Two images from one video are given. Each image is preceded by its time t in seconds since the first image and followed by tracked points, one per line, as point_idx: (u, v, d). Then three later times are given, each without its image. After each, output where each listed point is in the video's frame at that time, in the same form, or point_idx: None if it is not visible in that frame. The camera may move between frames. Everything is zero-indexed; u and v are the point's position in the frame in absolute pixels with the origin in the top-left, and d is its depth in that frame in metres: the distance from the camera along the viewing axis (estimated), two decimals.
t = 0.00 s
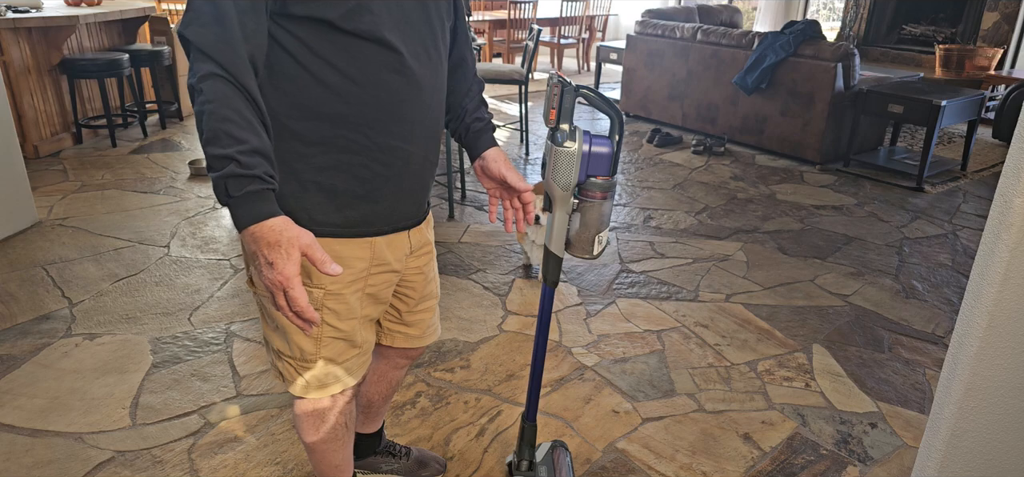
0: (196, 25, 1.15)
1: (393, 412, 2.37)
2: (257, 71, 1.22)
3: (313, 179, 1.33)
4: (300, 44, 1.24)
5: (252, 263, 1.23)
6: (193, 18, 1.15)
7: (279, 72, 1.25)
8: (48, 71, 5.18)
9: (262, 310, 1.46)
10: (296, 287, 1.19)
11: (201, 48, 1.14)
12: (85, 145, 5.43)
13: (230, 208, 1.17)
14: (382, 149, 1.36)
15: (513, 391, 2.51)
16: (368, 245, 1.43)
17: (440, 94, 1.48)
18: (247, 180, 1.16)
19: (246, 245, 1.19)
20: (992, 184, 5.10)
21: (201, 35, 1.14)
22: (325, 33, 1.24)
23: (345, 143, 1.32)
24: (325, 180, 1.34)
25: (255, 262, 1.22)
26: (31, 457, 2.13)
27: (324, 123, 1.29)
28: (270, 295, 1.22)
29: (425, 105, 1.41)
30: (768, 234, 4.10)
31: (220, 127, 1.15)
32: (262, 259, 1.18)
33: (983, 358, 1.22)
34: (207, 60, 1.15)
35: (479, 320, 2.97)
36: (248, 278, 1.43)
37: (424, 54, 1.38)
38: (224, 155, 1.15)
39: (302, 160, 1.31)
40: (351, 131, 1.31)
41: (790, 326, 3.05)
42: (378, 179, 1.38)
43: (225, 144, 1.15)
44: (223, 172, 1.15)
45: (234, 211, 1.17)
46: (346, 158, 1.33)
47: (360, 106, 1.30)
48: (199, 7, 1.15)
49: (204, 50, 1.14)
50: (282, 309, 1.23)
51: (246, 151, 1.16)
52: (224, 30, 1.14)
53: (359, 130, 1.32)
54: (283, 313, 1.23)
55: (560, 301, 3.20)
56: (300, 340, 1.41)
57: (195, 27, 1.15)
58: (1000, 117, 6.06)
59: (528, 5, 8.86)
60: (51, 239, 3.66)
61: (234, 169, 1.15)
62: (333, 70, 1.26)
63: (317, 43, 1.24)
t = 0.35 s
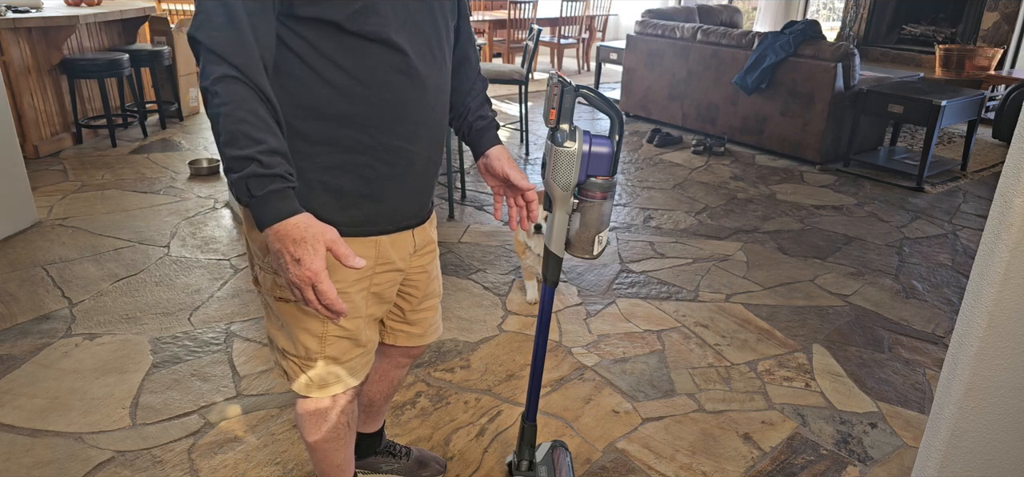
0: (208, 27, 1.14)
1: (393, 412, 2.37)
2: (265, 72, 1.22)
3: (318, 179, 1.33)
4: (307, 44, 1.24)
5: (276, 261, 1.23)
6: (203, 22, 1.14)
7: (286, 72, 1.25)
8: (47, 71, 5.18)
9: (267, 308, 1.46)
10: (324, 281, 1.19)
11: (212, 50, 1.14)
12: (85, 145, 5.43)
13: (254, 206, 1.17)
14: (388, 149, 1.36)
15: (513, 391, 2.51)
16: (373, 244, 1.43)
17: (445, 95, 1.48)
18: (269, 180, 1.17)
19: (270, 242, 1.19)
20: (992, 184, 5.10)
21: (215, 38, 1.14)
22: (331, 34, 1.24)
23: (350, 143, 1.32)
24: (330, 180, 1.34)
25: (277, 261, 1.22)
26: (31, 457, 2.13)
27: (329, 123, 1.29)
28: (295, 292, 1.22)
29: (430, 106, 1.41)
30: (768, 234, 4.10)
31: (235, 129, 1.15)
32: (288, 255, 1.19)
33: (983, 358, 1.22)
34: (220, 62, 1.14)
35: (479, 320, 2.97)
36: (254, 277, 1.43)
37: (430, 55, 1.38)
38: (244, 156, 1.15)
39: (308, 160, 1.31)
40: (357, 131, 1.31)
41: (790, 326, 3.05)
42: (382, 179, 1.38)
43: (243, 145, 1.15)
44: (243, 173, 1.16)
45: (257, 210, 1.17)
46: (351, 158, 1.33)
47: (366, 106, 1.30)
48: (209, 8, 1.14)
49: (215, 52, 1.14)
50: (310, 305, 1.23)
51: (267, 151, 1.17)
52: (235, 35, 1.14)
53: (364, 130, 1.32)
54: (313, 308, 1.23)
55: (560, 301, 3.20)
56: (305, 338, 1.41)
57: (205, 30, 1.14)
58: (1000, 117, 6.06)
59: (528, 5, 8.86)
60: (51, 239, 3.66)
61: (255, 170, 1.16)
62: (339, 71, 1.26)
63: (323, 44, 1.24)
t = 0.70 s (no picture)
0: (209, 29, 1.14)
1: (393, 412, 2.37)
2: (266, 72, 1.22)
3: (320, 179, 1.33)
4: (309, 44, 1.24)
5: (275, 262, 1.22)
6: (202, 22, 1.14)
7: (287, 72, 1.25)
8: (47, 71, 5.18)
9: (268, 308, 1.46)
10: (323, 281, 1.19)
11: (212, 50, 1.14)
12: (85, 145, 5.43)
13: (253, 204, 1.17)
14: (389, 149, 1.36)
15: (513, 391, 2.51)
16: (375, 244, 1.43)
17: (447, 94, 1.48)
18: (267, 179, 1.17)
19: (269, 242, 1.19)
20: (992, 184, 5.10)
21: (216, 38, 1.14)
22: (334, 34, 1.24)
23: (352, 142, 1.32)
24: (332, 179, 1.34)
25: (276, 261, 1.22)
26: (31, 457, 2.13)
27: (331, 123, 1.29)
28: (294, 292, 1.21)
29: (432, 106, 1.41)
30: (768, 234, 4.10)
31: (236, 128, 1.15)
32: (287, 255, 1.18)
33: (984, 358, 1.22)
34: (220, 61, 1.14)
35: (479, 320, 2.97)
36: (255, 276, 1.43)
37: (432, 54, 1.38)
38: (244, 155, 1.15)
39: (310, 160, 1.31)
40: (359, 131, 1.31)
41: (790, 326, 3.05)
42: (384, 178, 1.38)
43: (244, 145, 1.15)
44: (242, 172, 1.16)
45: (255, 209, 1.17)
46: (353, 158, 1.33)
47: (368, 106, 1.30)
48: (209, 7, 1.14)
49: (215, 52, 1.14)
50: (310, 304, 1.22)
51: (267, 150, 1.17)
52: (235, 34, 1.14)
53: (366, 129, 1.32)
54: (313, 307, 1.22)
55: (560, 301, 3.20)
56: (306, 338, 1.41)
57: (206, 30, 1.14)
58: (1000, 117, 6.06)
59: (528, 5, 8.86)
60: (50, 239, 3.66)
61: (254, 169, 1.15)
62: (341, 70, 1.26)
63: (325, 43, 1.24)
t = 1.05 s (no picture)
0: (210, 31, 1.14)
1: (393, 411, 2.37)
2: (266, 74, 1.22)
3: (320, 179, 1.33)
4: (309, 46, 1.24)
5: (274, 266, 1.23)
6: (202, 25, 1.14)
7: (288, 73, 1.25)
8: (47, 71, 5.18)
9: (268, 308, 1.46)
10: (320, 287, 1.20)
11: (211, 53, 1.14)
12: (85, 145, 5.44)
13: (253, 208, 1.17)
14: (390, 149, 1.36)
15: (513, 391, 2.51)
16: (375, 245, 1.43)
17: (447, 95, 1.48)
18: (266, 184, 1.17)
19: (268, 247, 1.20)
20: (992, 184, 5.10)
21: (217, 40, 1.14)
22: (334, 35, 1.24)
23: (352, 143, 1.32)
24: (332, 180, 1.34)
25: (275, 265, 1.23)
26: (31, 457, 2.13)
27: (332, 123, 1.29)
28: (292, 296, 1.23)
29: (432, 106, 1.41)
30: (768, 234, 4.10)
31: (237, 132, 1.15)
32: (284, 260, 1.19)
33: (983, 358, 1.22)
34: (220, 65, 1.14)
35: (479, 320, 2.97)
36: (255, 276, 1.43)
37: (432, 55, 1.38)
38: (243, 160, 1.15)
39: (311, 161, 1.32)
40: (359, 131, 1.31)
41: (790, 326, 3.05)
42: (385, 179, 1.38)
43: (243, 149, 1.15)
44: (242, 176, 1.16)
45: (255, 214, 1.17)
46: (354, 159, 1.33)
47: (369, 107, 1.30)
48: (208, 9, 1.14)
49: (215, 55, 1.14)
50: (308, 308, 1.24)
51: (265, 155, 1.16)
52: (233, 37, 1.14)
53: (367, 130, 1.32)
54: (311, 311, 1.23)
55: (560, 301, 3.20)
56: (305, 338, 1.41)
57: (205, 33, 1.14)
58: (1000, 117, 6.06)
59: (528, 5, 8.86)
60: (50, 239, 3.66)
61: (253, 175, 1.16)
62: (341, 72, 1.26)
63: (326, 45, 1.24)
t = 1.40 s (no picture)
0: (211, 33, 1.14)
1: (393, 412, 2.37)
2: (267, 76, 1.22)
3: (320, 180, 1.33)
4: (309, 47, 1.24)
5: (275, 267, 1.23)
6: (203, 27, 1.14)
7: (288, 74, 1.25)
8: (47, 71, 5.18)
9: (268, 309, 1.46)
10: (322, 288, 1.20)
11: (212, 55, 1.14)
12: (85, 145, 5.44)
13: (255, 211, 1.17)
14: (389, 150, 1.36)
15: (513, 391, 2.51)
16: (375, 246, 1.42)
17: (448, 96, 1.48)
18: (267, 186, 1.17)
19: (269, 248, 1.20)
20: (992, 184, 5.10)
21: (218, 42, 1.14)
22: (335, 37, 1.24)
23: (352, 144, 1.32)
24: (332, 181, 1.34)
25: (276, 267, 1.23)
26: (31, 457, 2.13)
27: (333, 125, 1.29)
28: (294, 297, 1.23)
29: (432, 107, 1.41)
30: (768, 234, 4.10)
31: (238, 134, 1.15)
32: (286, 261, 1.19)
33: (984, 358, 1.22)
34: (220, 67, 1.14)
35: (479, 320, 2.97)
36: (255, 277, 1.43)
37: (433, 56, 1.38)
38: (244, 162, 1.15)
39: (311, 162, 1.32)
40: (359, 133, 1.31)
41: (790, 326, 3.05)
42: (385, 180, 1.38)
43: (244, 151, 1.15)
44: (243, 178, 1.16)
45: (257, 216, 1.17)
46: (354, 160, 1.33)
47: (370, 109, 1.30)
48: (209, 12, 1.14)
49: (216, 57, 1.14)
50: (310, 308, 1.24)
51: (265, 157, 1.16)
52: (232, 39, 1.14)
53: (366, 131, 1.32)
54: (313, 311, 1.24)
55: (560, 301, 3.20)
56: (305, 339, 1.41)
57: (206, 35, 1.14)
58: (1000, 117, 6.06)
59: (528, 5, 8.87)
60: (50, 239, 3.65)
61: (254, 176, 1.16)
62: (342, 73, 1.26)
63: (326, 46, 1.24)
